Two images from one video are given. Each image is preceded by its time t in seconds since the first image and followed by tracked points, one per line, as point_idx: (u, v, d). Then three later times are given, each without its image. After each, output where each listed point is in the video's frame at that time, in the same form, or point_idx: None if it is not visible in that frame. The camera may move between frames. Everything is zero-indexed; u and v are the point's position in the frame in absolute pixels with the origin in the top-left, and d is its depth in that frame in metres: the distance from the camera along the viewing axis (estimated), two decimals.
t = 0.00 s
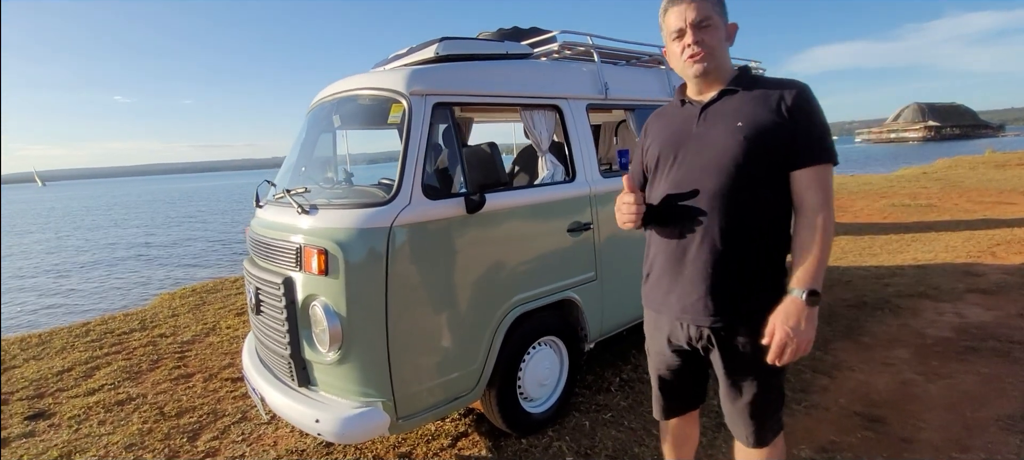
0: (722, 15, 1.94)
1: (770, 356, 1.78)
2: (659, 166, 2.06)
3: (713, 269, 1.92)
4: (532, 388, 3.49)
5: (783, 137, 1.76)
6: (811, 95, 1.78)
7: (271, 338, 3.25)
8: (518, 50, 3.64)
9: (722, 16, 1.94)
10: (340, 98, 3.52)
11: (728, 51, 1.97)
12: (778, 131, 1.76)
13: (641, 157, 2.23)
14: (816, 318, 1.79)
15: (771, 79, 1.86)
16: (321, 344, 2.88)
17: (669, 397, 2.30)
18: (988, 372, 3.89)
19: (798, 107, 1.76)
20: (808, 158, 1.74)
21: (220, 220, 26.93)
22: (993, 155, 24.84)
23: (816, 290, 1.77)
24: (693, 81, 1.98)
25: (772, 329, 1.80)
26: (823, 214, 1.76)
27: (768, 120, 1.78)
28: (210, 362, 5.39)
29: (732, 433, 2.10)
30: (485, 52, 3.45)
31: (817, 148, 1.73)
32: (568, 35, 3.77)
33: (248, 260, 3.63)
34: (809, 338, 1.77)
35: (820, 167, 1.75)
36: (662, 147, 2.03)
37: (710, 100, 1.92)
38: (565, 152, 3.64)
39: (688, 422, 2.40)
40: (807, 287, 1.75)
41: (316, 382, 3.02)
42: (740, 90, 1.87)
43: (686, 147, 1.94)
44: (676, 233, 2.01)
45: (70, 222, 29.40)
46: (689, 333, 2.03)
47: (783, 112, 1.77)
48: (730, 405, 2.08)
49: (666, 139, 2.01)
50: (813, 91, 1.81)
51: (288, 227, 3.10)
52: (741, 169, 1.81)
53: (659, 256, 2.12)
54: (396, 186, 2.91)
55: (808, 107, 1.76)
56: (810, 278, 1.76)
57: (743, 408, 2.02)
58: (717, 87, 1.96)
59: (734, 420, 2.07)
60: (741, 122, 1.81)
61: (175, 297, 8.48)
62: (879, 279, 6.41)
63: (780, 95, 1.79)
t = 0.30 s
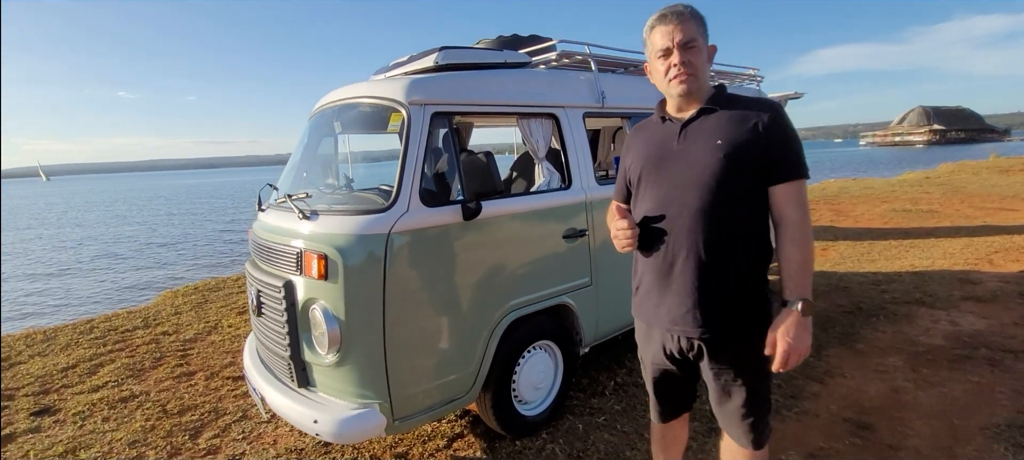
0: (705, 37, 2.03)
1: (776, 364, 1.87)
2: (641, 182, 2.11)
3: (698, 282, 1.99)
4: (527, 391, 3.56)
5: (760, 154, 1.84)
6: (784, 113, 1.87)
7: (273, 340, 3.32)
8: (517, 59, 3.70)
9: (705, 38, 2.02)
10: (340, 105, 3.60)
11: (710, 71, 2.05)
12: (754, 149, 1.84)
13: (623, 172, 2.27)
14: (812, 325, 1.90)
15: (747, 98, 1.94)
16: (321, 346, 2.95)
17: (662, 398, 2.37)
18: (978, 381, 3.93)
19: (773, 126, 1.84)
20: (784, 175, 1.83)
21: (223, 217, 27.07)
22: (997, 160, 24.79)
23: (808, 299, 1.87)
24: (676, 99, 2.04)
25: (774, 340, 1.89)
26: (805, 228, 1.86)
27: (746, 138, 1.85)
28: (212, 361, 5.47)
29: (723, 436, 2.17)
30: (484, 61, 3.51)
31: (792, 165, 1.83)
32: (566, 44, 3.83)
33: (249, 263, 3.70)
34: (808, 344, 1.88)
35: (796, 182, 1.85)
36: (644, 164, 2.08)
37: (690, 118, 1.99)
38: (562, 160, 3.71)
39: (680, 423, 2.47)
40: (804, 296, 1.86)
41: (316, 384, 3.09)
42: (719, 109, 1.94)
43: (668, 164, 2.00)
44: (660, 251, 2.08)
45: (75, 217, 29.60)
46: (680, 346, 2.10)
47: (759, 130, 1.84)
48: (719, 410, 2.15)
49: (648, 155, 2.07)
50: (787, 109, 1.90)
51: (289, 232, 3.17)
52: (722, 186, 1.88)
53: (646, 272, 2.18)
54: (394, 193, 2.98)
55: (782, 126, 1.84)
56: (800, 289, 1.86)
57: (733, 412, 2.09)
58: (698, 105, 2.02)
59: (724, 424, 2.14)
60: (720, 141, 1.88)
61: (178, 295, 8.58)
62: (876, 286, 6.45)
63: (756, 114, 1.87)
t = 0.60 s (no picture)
0: (696, 65, 2.12)
1: (788, 373, 1.93)
2: (640, 198, 2.20)
3: (694, 296, 2.07)
4: (526, 395, 3.64)
5: (753, 174, 1.93)
6: (777, 135, 1.95)
7: (279, 340, 3.40)
8: (522, 70, 3.79)
9: (696, 66, 2.11)
10: (349, 112, 3.69)
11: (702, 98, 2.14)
12: (747, 170, 1.93)
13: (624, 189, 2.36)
14: (819, 336, 1.96)
15: (741, 120, 2.02)
16: (326, 347, 3.04)
17: (657, 406, 2.45)
18: (969, 395, 4.01)
19: (766, 147, 1.92)
20: (776, 195, 1.92)
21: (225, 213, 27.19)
22: (999, 174, 24.83)
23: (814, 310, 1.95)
24: (670, 125, 2.13)
25: (785, 352, 1.95)
26: (805, 242, 1.93)
27: (740, 159, 1.94)
28: (215, 358, 5.56)
29: (715, 442, 2.25)
30: (490, 73, 3.61)
31: (785, 185, 1.91)
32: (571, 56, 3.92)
33: (257, 264, 3.80)
34: (817, 355, 1.93)
35: (790, 199, 1.93)
36: (643, 183, 2.17)
37: (684, 140, 2.08)
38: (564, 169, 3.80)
39: (673, 429, 2.55)
40: (809, 307, 1.93)
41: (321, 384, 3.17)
42: (713, 131, 2.02)
43: (666, 182, 2.09)
44: (657, 266, 2.16)
45: (78, 210, 29.73)
46: (675, 355, 2.18)
47: (752, 152, 1.93)
48: (711, 417, 2.24)
49: (647, 174, 2.16)
50: (780, 130, 1.98)
51: (297, 235, 3.26)
52: (717, 205, 1.96)
53: (645, 285, 2.27)
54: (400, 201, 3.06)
55: (775, 147, 1.93)
56: (804, 301, 1.93)
57: (725, 419, 2.17)
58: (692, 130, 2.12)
59: (716, 430, 2.23)
60: (716, 162, 1.97)
61: (181, 291, 8.67)
62: (872, 298, 6.53)
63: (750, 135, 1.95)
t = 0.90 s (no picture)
0: (693, 88, 2.21)
1: (747, 384, 2.04)
2: (639, 215, 2.29)
3: (689, 311, 2.16)
4: (522, 407, 3.69)
5: (746, 195, 2.01)
6: (770, 158, 2.03)
7: (277, 355, 3.42)
8: (519, 89, 3.89)
9: (693, 88, 2.21)
10: (348, 129, 3.74)
11: (699, 119, 2.23)
12: (741, 192, 2.02)
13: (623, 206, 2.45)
14: (785, 354, 2.04)
15: (736, 143, 2.11)
16: (327, 361, 3.07)
17: (653, 417, 2.53)
18: (950, 403, 4.15)
19: (759, 170, 2.01)
20: (768, 216, 2.00)
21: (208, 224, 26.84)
22: (974, 185, 25.54)
23: (783, 329, 2.02)
24: (668, 144, 2.22)
25: (749, 363, 2.06)
26: (786, 262, 2.01)
27: (734, 181, 2.02)
28: (206, 372, 5.51)
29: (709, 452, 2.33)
30: (488, 91, 3.69)
31: (777, 205, 2.00)
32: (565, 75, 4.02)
33: (255, 278, 3.81)
34: (778, 371, 2.02)
35: (780, 221, 2.01)
36: (642, 201, 2.26)
37: (682, 161, 2.17)
38: (559, 185, 3.89)
39: (668, 440, 2.62)
40: (775, 325, 2.00)
41: (320, 398, 3.19)
42: (708, 152, 2.11)
43: (663, 201, 2.18)
44: (654, 282, 2.25)
45: (56, 221, 29.11)
46: (669, 365, 2.26)
47: (745, 174, 2.02)
48: (705, 429, 2.31)
49: (645, 192, 2.24)
50: (773, 154, 2.07)
51: (297, 251, 3.29)
52: (711, 224, 2.05)
53: (643, 299, 2.35)
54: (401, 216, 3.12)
55: (767, 170, 2.01)
56: (777, 319, 2.01)
57: (716, 431, 2.25)
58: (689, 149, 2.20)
59: (709, 441, 2.30)
60: (711, 183, 2.06)
61: (168, 305, 8.57)
62: (855, 308, 6.69)
63: (744, 158, 2.04)
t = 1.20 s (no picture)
0: (694, 108, 2.30)
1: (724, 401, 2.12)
2: (628, 231, 2.37)
3: (675, 325, 2.24)
4: (509, 422, 3.71)
5: (731, 215, 2.10)
6: (754, 181, 2.13)
7: (260, 373, 3.36)
8: (505, 107, 3.96)
9: (694, 109, 2.30)
10: (334, 145, 3.73)
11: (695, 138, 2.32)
12: (726, 212, 2.10)
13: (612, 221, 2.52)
14: (760, 371, 2.10)
15: (723, 165, 2.21)
16: (314, 379, 3.04)
17: (640, 429, 2.58)
18: (916, 410, 4.33)
19: (744, 192, 2.10)
20: (751, 236, 2.09)
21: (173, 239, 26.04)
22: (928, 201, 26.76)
23: (758, 347, 2.09)
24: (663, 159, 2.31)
25: (725, 380, 2.11)
26: (762, 283, 2.08)
27: (720, 201, 2.11)
28: (177, 393, 5.34)
29: None
30: (475, 110, 3.76)
31: (760, 226, 2.09)
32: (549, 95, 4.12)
33: (236, 295, 3.75)
34: (753, 387, 2.09)
35: (761, 243, 2.10)
36: (631, 218, 2.34)
37: (673, 178, 2.25)
38: (544, 201, 3.96)
39: (655, 452, 2.67)
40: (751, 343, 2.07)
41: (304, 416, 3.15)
42: (698, 172, 2.20)
43: (652, 218, 2.26)
44: (642, 296, 2.32)
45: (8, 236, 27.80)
46: (656, 377, 2.32)
47: (731, 195, 2.10)
48: (691, 440, 2.36)
49: (635, 209, 2.33)
50: (757, 177, 2.16)
51: (283, 267, 3.25)
52: (698, 242, 2.13)
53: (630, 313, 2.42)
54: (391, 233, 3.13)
55: (751, 192, 2.10)
56: (753, 337, 2.08)
57: (702, 442, 2.31)
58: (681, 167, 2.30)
59: (695, 452, 2.36)
60: (698, 202, 2.14)
61: (135, 323, 8.28)
62: (824, 321, 6.93)
63: (730, 180, 2.13)
